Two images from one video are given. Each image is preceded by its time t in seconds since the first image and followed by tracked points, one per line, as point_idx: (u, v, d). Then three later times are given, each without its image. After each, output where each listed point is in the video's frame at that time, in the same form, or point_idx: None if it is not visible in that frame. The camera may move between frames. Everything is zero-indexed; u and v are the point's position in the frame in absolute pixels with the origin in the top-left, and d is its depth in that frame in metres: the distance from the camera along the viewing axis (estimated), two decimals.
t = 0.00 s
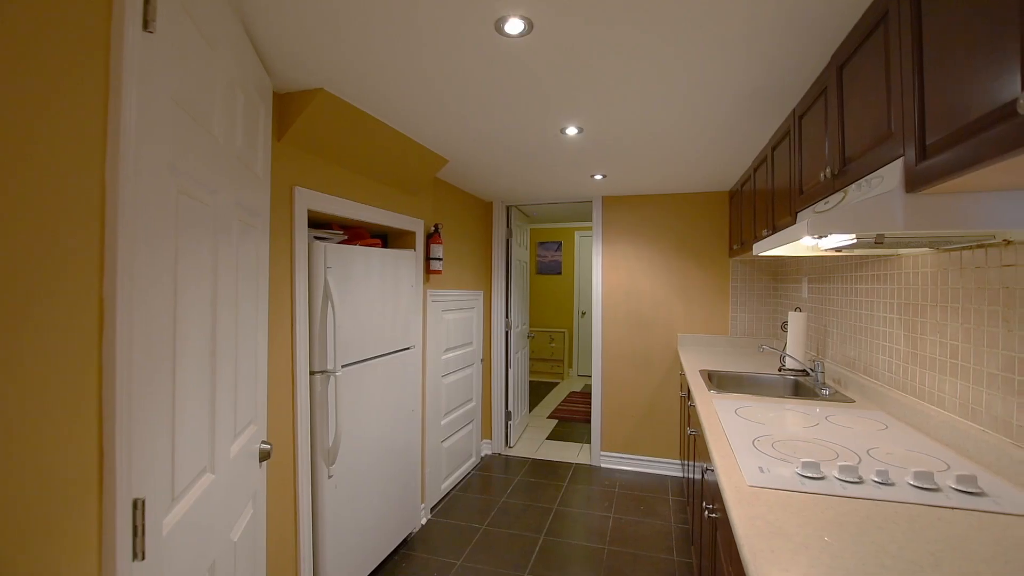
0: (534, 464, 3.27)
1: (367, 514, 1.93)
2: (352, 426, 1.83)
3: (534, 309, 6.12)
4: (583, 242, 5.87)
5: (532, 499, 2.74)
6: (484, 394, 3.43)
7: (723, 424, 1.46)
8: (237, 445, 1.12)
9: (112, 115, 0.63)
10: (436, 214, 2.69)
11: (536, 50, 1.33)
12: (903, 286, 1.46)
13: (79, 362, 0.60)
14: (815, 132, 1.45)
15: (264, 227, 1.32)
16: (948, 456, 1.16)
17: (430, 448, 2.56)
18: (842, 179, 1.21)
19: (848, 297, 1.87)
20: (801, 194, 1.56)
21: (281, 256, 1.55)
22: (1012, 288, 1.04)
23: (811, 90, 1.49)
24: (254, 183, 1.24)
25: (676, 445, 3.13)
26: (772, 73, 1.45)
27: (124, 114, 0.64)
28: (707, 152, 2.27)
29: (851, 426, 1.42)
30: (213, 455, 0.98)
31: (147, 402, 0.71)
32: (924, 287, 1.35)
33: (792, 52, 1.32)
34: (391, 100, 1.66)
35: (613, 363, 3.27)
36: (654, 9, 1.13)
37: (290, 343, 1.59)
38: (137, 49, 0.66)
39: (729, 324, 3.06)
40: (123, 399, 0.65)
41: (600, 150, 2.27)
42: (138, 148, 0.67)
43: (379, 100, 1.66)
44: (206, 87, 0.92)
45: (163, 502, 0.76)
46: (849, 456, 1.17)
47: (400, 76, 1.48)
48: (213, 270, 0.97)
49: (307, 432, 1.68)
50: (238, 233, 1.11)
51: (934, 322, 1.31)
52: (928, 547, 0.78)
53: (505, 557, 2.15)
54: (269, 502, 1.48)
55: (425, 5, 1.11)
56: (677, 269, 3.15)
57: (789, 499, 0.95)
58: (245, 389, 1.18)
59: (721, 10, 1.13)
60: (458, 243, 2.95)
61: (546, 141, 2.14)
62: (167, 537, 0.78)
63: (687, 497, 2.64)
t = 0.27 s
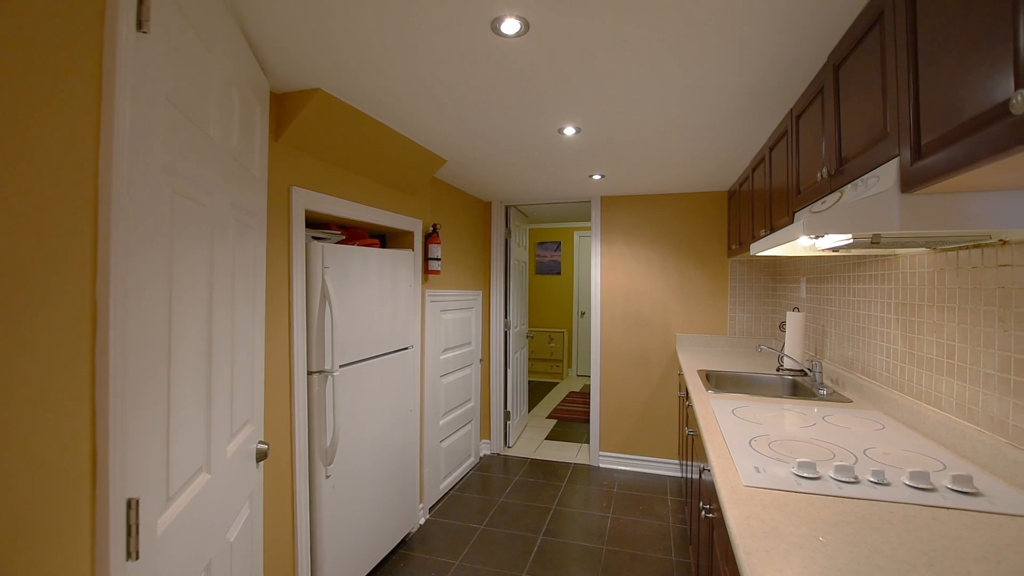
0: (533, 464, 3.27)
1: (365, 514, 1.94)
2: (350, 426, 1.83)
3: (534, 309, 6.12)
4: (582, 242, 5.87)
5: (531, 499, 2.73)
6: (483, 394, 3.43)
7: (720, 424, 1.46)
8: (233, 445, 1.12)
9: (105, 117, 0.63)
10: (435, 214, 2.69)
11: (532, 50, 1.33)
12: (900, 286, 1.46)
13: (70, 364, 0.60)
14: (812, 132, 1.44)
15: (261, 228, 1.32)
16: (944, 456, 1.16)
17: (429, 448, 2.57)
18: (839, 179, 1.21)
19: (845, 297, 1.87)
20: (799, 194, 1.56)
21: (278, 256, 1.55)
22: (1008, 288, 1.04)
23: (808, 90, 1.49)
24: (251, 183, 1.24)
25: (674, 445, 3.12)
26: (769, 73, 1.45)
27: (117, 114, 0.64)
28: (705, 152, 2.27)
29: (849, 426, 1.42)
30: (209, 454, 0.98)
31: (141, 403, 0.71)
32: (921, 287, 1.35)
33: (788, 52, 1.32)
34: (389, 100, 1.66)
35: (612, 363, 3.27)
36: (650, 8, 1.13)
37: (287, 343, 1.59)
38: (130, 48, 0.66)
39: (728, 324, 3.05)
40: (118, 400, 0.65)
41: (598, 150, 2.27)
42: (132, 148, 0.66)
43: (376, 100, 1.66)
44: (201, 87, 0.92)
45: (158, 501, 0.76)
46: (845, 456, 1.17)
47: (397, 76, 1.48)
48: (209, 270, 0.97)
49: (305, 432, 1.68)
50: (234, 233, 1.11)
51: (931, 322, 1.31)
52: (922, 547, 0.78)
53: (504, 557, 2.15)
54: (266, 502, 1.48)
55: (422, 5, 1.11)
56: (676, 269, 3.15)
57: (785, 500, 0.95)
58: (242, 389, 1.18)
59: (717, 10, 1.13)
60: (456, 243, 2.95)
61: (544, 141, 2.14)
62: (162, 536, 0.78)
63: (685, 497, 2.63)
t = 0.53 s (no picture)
0: (531, 464, 3.27)
1: (363, 513, 1.94)
2: (348, 425, 1.83)
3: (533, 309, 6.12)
4: (582, 242, 5.86)
5: (529, 499, 2.73)
6: (482, 394, 3.43)
7: (717, 424, 1.46)
8: (230, 444, 1.13)
9: (98, 116, 0.63)
10: (433, 215, 2.69)
11: (529, 51, 1.33)
12: (898, 286, 1.46)
13: (62, 366, 0.60)
14: (809, 132, 1.44)
15: (258, 228, 1.32)
16: (941, 456, 1.16)
17: (427, 448, 2.57)
18: (836, 179, 1.21)
19: (843, 297, 1.87)
20: (796, 194, 1.56)
21: (276, 256, 1.55)
22: (1004, 288, 1.04)
23: (805, 90, 1.49)
24: (248, 183, 1.24)
25: (673, 444, 3.13)
26: (766, 73, 1.45)
27: (110, 116, 0.64)
28: (702, 152, 2.27)
29: (846, 426, 1.42)
30: (205, 454, 0.98)
31: (135, 403, 0.71)
32: (919, 287, 1.35)
33: (785, 52, 1.32)
34: (387, 100, 1.66)
35: (611, 363, 3.27)
36: (647, 7, 1.12)
37: (284, 343, 1.59)
38: (123, 49, 0.66)
39: (726, 324, 3.05)
40: (111, 398, 0.66)
41: (596, 150, 2.26)
42: (126, 148, 0.67)
43: (374, 100, 1.66)
44: (196, 87, 0.92)
45: (152, 502, 0.76)
46: (842, 456, 1.17)
47: (395, 75, 1.48)
48: (205, 270, 0.97)
49: (303, 432, 1.68)
50: (231, 233, 1.11)
51: (929, 322, 1.31)
52: (918, 547, 0.78)
53: (502, 557, 2.15)
54: (263, 503, 1.48)
55: (419, 5, 1.11)
56: (674, 269, 3.15)
57: (781, 499, 0.95)
58: (239, 389, 1.18)
59: (714, 10, 1.13)
60: (455, 243, 2.95)
61: (542, 141, 2.14)
62: (157, 535, 0.78)
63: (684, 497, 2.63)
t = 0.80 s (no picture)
0: (530, 464, 3.27)
1: (360, 513, 1.94)
2: (345, 425, 1.83)
3: (532, 309, 6.12)
4: (580, 242, 5.87)
5: (527, 499, 2.73)
6: (480, 394, 3.43)
7: (714, 424, 1.46)
8: (226, 444, 1.13)
9: (90, 117, 0.63)
10: (431, 215, 2.69)
11: (525, 51, 1.33)
12: (895, 286, 1.46)
13: (57, 364, 0.60)
14: (806, 133, 1.44)
15: (254, 228, 1.32)
16: (937, 456, 1.16)
17: (426, 448, 2.57)
18: (832, 179, 1.21)
19: (841, 297, 1.87)
20: (793, 194, 1.56)
21: (273, 256, 1.55)
22: (1000, 288, 1.04)
23: (802, 89, 1.49)
24: (244, 182, 1.24)
25: (671, 444, 3.13)
26: (763, 73, 1.45)
27: (103, 115, 0.64)
28: (700, 152, 2.27)
29: (843, 426, 1.42)
30: (201, 454, 0.98)
31: (128, 404, 0.71)
32: (915, 287, 1.35)
33: (782, 52, 1.32)
34: (384, 100, 1.66)
35: (609, 363, 3.27)
36: (642, 7, 1.12)
37: (281, 343, 1.59)
38: (117, 50, 0.66)
39: (725, 324, 3.05)
40: (104, 400, 0.65)
41: (594, 150, 2.27)
42: (118, 149, 0.66)
43: (371, 100, 1.66)
44: (191, 87, 0.91)
45: (146, 501, 0.76)
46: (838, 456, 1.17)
47: (392, 75, 1.48)
48: (200, 270, 0.97)
49: (300, 432, 1.68)
50: (227, 233, 1.11)
51: (925, 322, 1.31)
52: (911, 547, 0.78)
53: (499, 557, 2.15)
54: (260, 503, 1.48)
55: (414, 5, 1.11)
56: (673, 269, 3.15)
57: (776, 499, 0.95)
58: (235, 388, 1.19)
59: (710, 9, 1.13)
60: (453, 243, 2.95)
61: (540, 141, 2.14)
62: (151, 535, 0.78)
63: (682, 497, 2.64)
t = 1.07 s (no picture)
0: (528, 464, 3.27)
1: (357, 513, 1.94)
2: (341, 426, 1.83)
3: (531, 309, 6.12)
4: (579, 242, 5.87)
5: (525, 499, 2.73)
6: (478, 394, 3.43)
7: (709, 424, 1.46)
8: (221, 444, 1.13)
9: (80, 116, 0.63)
10: (429, 215, 2.69)
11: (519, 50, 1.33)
12: (891, 286, 1.46)
13: (45, 363, 0.60)
14: (801, 132, 1.44)
15: (250, 228, 1.33)
16: (932, 456, 1.16)
17: (423, 448, 2.57)
18: (826, 179, 1.22)
19: (838, 297, 1.87)
20: (789, 193, 1.56)
21: (268, 256, 1.55)
22: (994, 287, 1.04)
23: (797, 90, 1.49)
24: (239, 182, 1.24)
25: (669, 445, 3.13)
26: (758, 72, 1.45)
27: (93, 115, 0.64)
28: (697, 152, 2.27)
29: (839, 426, 1.42)
30: (194, 454, 0.98)
31: (119, 404, 0.71)
32: (910, 287, 1.35)
33: (777, 51, 1.32)
34: (380, 100, 1.66)
35: (606, 363, 3.27)
36: (636, 7, 1.12)
37: (277, 343, 1.59)
38: (108, 51, 0.66)
39: (722, 324, 3.05)
40: (92, 400, 0.65)
41: (591, 151, 2.27)
42: (108, 145, 0.66)
43: (366, 100, 1.66)
44: (184, 87, 0.91)
45: (137, 501, 0.76)
46: (832, 456, 1.17)
47: (388, 75, 1.48)
48: (194, 271, 0.97)
49: (296, 432, 1.68)
50: (221, 233, 1.12)
51: (920, 322, 1.31)
52: (904, 547, 0.78)
53: (496, 557, 2.15)
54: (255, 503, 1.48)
55: (408, 5, 1.11)
56: (671, 269, 3.15)
57: (769, 499, 0.95)
58: (230, 388, 1.19)
59: (703, 9, 1.13)
60: (451, 243, 2.95)
61: (537, 141, 2.14)
62: (143, 535, 0.78)
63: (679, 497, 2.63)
